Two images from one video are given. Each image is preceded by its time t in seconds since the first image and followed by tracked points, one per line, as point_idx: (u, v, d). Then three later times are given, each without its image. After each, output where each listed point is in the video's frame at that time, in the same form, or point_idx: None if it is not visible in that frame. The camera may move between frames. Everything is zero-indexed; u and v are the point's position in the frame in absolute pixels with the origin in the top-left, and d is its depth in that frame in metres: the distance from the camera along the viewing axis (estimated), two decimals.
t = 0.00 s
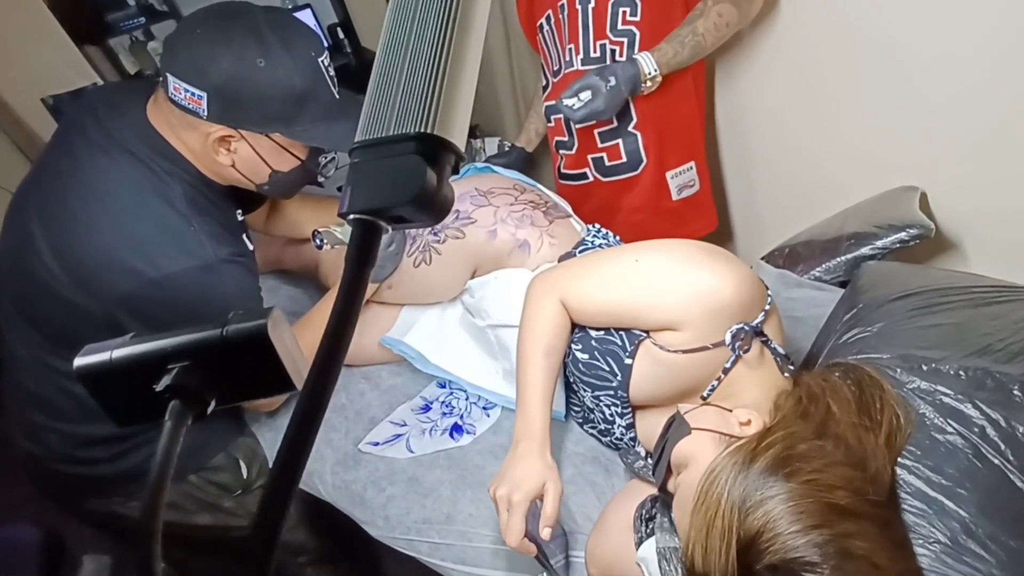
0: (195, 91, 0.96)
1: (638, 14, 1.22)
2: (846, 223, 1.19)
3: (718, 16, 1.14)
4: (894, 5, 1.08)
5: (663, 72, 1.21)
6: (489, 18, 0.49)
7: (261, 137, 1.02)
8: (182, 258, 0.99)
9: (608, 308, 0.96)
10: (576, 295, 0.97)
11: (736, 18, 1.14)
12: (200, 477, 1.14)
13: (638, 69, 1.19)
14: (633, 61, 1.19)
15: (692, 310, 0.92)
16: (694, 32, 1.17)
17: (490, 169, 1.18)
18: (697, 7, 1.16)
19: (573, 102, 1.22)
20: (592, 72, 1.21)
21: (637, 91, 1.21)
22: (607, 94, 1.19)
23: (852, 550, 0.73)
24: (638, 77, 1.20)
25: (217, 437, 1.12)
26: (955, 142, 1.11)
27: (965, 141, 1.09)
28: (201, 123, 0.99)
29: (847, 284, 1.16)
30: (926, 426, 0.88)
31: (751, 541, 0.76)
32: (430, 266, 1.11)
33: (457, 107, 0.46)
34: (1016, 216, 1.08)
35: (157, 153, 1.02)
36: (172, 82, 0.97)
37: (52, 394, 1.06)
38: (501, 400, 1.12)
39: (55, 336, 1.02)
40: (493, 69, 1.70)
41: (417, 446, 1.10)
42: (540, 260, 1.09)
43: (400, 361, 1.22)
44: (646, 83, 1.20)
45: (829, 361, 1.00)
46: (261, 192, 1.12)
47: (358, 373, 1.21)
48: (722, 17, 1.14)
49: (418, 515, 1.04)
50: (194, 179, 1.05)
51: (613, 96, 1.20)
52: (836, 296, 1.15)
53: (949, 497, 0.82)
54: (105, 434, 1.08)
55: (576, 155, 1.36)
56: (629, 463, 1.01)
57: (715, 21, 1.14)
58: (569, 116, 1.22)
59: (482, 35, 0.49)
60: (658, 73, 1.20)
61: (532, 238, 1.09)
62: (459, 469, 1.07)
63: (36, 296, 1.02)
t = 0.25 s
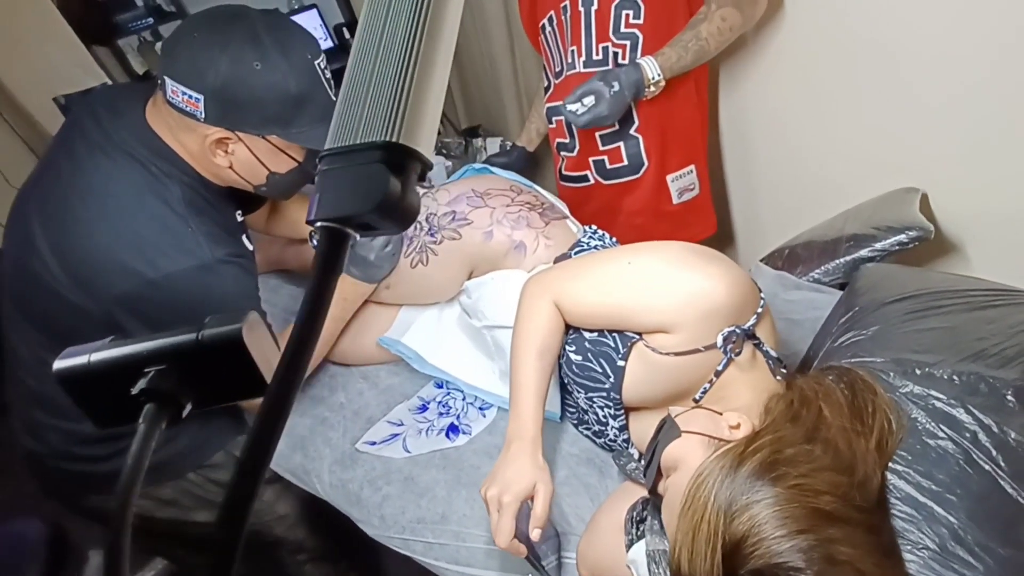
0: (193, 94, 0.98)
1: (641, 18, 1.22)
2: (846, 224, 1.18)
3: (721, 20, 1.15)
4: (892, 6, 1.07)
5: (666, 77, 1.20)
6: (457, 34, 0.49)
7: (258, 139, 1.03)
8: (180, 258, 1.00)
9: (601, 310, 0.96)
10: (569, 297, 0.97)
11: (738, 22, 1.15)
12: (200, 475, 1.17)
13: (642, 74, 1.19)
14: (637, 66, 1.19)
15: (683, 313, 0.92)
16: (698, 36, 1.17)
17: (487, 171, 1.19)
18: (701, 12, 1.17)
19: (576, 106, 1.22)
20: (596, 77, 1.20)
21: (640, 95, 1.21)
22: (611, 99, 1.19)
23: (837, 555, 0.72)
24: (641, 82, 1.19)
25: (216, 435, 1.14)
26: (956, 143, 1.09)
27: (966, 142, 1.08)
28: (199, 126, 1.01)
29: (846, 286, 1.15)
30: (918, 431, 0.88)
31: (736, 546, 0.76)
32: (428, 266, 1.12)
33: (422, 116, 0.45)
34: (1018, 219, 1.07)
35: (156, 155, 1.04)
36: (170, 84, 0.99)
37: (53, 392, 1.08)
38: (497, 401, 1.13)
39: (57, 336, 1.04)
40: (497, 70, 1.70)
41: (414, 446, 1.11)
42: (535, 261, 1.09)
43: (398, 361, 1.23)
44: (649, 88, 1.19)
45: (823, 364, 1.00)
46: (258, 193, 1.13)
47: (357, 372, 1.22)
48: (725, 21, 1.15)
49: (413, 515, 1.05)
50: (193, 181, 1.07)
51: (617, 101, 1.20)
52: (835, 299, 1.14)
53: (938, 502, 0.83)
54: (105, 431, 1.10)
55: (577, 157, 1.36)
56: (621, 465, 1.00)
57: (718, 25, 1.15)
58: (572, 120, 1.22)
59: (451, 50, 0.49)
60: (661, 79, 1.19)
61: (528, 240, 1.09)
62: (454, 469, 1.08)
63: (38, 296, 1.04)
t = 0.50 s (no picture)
0: (199, 96, 0.99)
1: (650, 22, 1.21)
2: (854, 225, 1.17)
3: (731, 27, 1.13)
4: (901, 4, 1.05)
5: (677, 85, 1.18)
6: (440, 44, 0.47)
7: (263, 140, 1.03)
8: (186, 259, 1.02)
9: (603, 311, 0.95)
10: (571, 298, 0.97)
11: (748, 28, 1.14)
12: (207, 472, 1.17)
13: (652, 81, 1.17)
14: (647, 72, 1.17)
15: (684, 314, 0.91)
16: (707, 43, 1.14)
17: (491, 171, 1.20)
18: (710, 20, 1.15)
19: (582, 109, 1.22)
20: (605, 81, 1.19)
21: (649, 103, 1.19)
22: (619, 105, 1.17)
23: (834, 561, 0.72)
24: (651, 89, 1.17)
25: (223, 433, 1.15)
26: (966, 142, 1.07)
27: (977, 142, 1.06)
28: (205, 128, 1.02)
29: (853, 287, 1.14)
30: (921, 435, 0.87)
31: (732, 549, 0.75)
32: (432, 266, 1.12)
33: (406, 123, 0.42)
34: None
35: (163, 156, 1.05)
36: (177, 87, 1.00)
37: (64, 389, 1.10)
38: (500, 401, 1.13)
39: (67, 335, 1.06)
40: (505, 69, 1.70)
41: (417, 445, 1.12)
42: (538, 261, 1.08)
43: (403, 360, 1.24)
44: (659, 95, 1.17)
45: (827, 366, 0.99)
46: (264, 192, 1.13)
47: (362, 372, 1.23)
48: (735, 29, 1.13)
49: (415, 513, 1.05)
50: (200, 182, 1.08)
51: (625, 107, 1.18)
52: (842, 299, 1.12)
53: (941, 508, 0.81)
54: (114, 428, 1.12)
55: (584, 159, 1.34)
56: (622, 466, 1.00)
57: (727, 31, 1.13)
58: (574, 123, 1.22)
59: (434, 61, 0.47)
60: (671, 87, 1.17)
61: (531, 240, 1.09)
62: (457, 468, 1.08)
63: (49, 295, 1.05)
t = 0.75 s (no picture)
0: (209, 103, 1.00)
1: (674, 47, 1.14)
2: (867, 226, 1.15)
3: (745, 66, 1.08)
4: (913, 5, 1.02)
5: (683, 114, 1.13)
6: (430, 39, 0.43)
7: (273, 148, 1.04)
8: (195, 263, 1.03)
9: (607, 316, 0.95)
10: (575, 303, 0.97)
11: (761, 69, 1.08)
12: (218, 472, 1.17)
13: (656, 107, 1.12)
14: (651, 99, 1.12)
15: (687, 320, 0.90)
16: (720, 78, 1.09)
17: (498, 176, 1.20)
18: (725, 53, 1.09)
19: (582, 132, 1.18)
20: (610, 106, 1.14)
21: (654, 130, 1.14)
22: (620, 132, 1.13)
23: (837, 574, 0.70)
24: (656, 115, 1.12)
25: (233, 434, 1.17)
26: (983, 146, 1.04)
27: (993, 145, 1.03)
28: (215, 135, 1.03)
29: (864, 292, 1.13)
30: (930, 445, 0.85)
31: (733, 559, 0.74)
32: (438, 270, 1.13)
33: (391, 131, 0.39)
34: None
35: (174, 162, 1.07)
36: (188, 95, 1.01)
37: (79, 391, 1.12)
38: (506, 404, 1.13)
39: (81, 337, 1.08)
40: (518, 69, 1.70)
41: (423, 448, 1.12)
42: (543, 265, 1.08)
43: (411, 363, 1.24)
44: (664, 124, 1.12)
45: (835, 373, 0.98)
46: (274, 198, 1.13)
47: (371, 374, 1.23)
48: (749, 68, 1.07)
49: (420, 516, 1.05)
50: (210, 188, 1.09)
51: (626, 132, 1.13)
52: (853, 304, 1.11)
53: (949, 520, 0.80)
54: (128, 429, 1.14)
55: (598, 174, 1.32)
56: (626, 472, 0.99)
57: (741, 70, 1.08)
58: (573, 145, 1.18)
59: (423, 60, 0.43)
60: (677, 114, 1.12)
61: (536, 243, 1.09)
62: (462, 472, 1.08)
63: (63, 297, 1.07)
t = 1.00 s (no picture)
0: (214, 112, 1.00)
1: (703, 88, 1.08)
2: (873, 230, 1.13)
3: (748, 123, 1.03)
4: (920, 10, 1.01)
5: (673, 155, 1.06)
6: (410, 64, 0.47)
7: (276, 154, 1.02)
8: (197, 270, 1.03)
9: (606, 324, 0.94)
10: (573, 310, 0.96)
11: (763, 130, 1.04)
12: (222, 476, 1.18)
13: (642, 143, 1.06)
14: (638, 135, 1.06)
15: (685, 329, 0.90)
16: (718, 131, 1.05)
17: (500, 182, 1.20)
18: (731, 105, 1.05)
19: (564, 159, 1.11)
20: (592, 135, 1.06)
21: (639, 169, 1.06)
22: (601, 161, 1.05)
23: None
24: (641, 152, 1.06)
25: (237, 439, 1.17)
26: (991, 151, 1.03)
27: (1001, 151, 1.02)
28: (219, 142, 1.03)
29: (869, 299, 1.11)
30: (932, 457, 0.84)
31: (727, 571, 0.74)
32: (439, 276, 1.13)
33: (371, 149, 0.42)
34: None
35: (178, 169, 1.07)
36: (193, 103, 1.02)
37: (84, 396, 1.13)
38: (506, 410, 1.13)
39: (86, 343, 1.09)
40: (525, 73, 1.70)
41: (424, 454, 1.12)
42: (544, 272, 1.08)
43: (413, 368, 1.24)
44: (648, 161, 1.05)
45: (836, 382, 0.97)
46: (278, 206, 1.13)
47: (374, 380, 1.24)
48: (752, 127, 1.03)
49: (420, 523, 1.06)
50: (214, 195, 1.10)
51: (610, 162, 1.05)
52: (857, 311, 1.10)
53: (950, 534, 0.79)
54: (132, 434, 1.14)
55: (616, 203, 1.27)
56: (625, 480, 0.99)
57: (743, 126, 1.03)
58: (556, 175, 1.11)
59: (405, 80, 0.47)
60: (665, 151, 1.05)
61: (536, 250, 1.08)
62: (462, 479, 1.08)
63: (68, 302, 1.08)
